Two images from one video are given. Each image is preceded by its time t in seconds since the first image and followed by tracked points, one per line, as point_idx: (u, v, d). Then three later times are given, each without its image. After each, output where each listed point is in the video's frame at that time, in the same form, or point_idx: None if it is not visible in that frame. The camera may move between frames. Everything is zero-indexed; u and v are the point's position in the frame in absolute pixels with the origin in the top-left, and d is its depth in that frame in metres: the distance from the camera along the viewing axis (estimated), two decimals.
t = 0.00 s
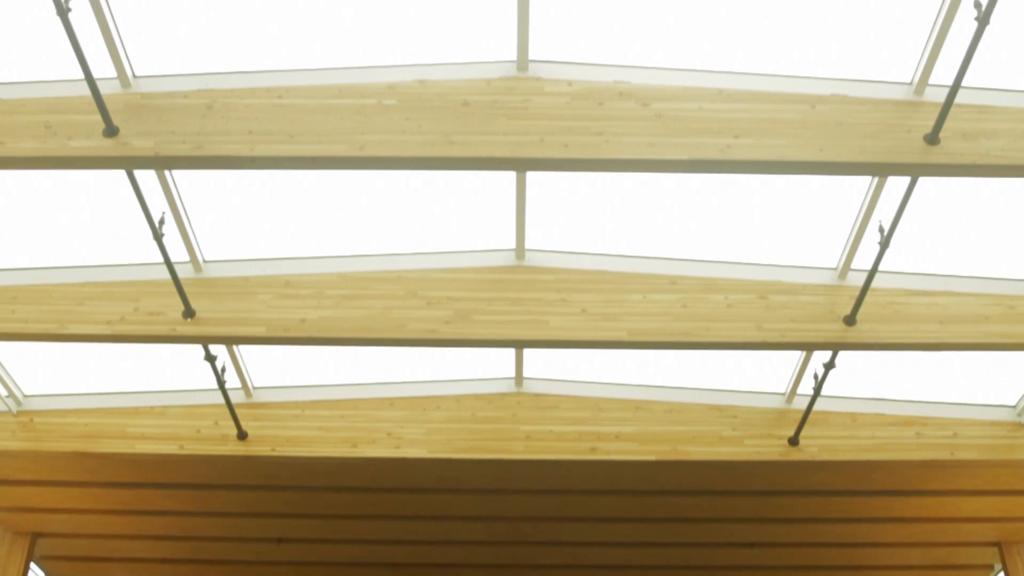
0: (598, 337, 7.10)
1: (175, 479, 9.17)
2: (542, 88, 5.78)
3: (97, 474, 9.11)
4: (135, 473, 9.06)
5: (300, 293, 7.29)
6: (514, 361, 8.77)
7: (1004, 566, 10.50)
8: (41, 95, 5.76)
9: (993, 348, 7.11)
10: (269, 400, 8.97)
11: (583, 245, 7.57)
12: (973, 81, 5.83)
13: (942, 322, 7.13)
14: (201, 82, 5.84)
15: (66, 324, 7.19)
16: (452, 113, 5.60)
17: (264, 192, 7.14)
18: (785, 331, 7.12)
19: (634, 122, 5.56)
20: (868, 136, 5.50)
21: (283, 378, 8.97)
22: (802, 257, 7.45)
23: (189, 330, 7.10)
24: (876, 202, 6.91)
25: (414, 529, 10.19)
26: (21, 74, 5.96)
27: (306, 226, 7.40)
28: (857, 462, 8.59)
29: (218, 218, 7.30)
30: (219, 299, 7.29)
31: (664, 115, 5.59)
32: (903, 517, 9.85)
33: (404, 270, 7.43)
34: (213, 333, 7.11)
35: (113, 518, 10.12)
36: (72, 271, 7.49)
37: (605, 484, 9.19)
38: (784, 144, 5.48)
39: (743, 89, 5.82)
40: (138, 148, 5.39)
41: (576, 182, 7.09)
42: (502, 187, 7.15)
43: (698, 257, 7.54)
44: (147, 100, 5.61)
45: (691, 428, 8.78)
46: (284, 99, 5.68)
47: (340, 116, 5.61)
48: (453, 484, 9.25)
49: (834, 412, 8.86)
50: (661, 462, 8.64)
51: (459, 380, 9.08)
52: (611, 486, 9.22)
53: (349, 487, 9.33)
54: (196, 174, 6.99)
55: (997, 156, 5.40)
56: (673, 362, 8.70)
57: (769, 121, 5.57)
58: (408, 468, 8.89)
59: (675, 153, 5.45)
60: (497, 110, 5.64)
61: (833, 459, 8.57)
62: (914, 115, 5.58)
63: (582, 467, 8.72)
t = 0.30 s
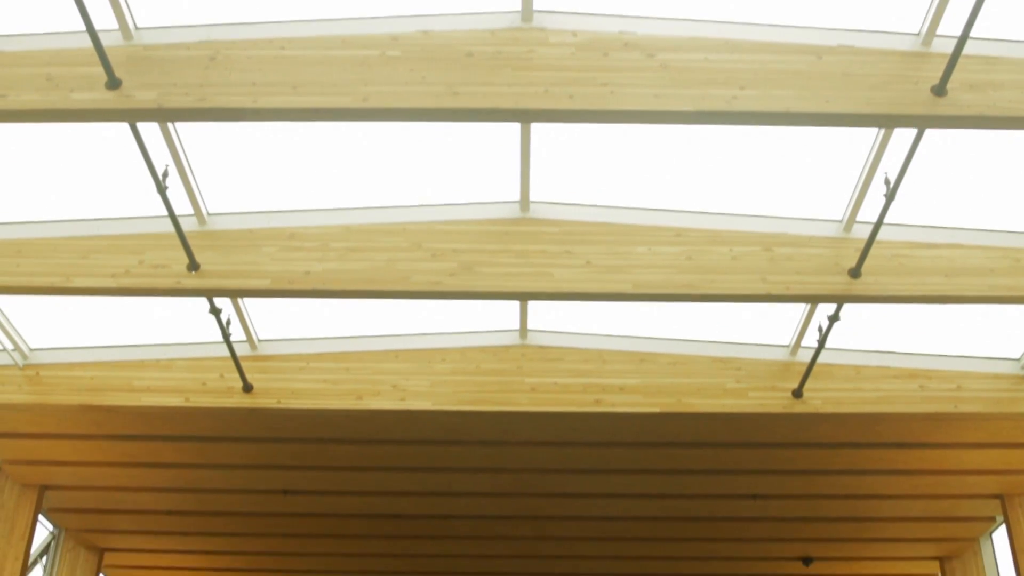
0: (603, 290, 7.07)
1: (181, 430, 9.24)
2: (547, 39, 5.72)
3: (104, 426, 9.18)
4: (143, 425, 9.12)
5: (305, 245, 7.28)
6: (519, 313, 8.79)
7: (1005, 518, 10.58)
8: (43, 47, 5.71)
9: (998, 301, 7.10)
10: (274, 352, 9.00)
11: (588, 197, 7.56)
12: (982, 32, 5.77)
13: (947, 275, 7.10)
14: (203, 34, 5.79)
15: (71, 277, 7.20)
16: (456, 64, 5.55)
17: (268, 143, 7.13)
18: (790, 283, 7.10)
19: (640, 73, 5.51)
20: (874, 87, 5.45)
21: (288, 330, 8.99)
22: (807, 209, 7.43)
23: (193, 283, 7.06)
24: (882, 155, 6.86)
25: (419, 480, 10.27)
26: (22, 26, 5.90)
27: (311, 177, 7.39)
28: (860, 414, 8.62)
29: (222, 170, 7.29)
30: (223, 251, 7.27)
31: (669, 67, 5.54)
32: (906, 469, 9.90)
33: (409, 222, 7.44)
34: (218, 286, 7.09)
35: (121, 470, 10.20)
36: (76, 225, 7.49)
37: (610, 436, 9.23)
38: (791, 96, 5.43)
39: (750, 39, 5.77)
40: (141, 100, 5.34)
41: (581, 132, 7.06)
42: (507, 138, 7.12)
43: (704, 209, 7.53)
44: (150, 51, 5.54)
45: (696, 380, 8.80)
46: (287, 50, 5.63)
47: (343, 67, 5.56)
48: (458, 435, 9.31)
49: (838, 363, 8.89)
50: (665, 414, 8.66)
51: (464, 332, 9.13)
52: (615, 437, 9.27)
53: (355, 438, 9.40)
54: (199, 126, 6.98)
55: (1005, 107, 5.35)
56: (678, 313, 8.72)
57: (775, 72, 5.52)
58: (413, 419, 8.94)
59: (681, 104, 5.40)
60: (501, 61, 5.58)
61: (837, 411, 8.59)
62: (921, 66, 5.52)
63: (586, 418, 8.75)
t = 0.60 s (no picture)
0: (603, 253, 7.04)
1: (182, 394, 9.26)
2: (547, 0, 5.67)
3: (105, 389, 9.19)
4: (143, 388, 9.14)
5: (305, 209, 7.25)
6: (519, 276, 8.80)
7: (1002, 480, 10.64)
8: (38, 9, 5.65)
9: (997, 264, 7.07)
10: (274, 316, 9.01)
11: (589, 158, 7.55)
12: None
13: (947, 238, 7.09)
14: None
15: (69, 241, 7.16)
16: (455, 24, 5.50)
17: (266, 105, 7.10)
18: (789, 246, 7.07)
19: (641, 34, 5.46)
20: (875, 49, 5.41)
21: (288, 293, 8.99)
22: (807, 171, 7.41)
23: (192, 246, 7.04)
24: (883, 117, 6.83)
25: (419, 443, 10.32)
26: None
27: (310, 139, 7.38)
28: (859, 376, 8.64)
29: (220, 132, 7.27)
30: (222, 215, 7.24)
31: (670, 28, 5.49)
32: (904, 432, 9.95)
33: (408, 184, 7.41)
34: (217, 249, 7.06)
35: (122, 433, 10.25)
36: (74, 189, 7.46)
37: (609, 399, 9.26)
38: (791, 57, 5.39)
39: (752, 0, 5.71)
40: (137, 63, 5.31)
41: (581, 94, 7.04)
42: (506, 99, 7.09)
43: (704, 171, 7.51)
44: (146, 13, 5.49)
45: (695, 342, 8.83)
46: (286, 12, 5.58)
47: (341, 28, 5.51)
48: (458, 398, 9.34)
49: (837, 326, 8.90)
50: (664, 376, 8.68)
51: (464, 295, 9.14)
52: (614, 400, 9.30)
53: (355, 401, 9.43)
54: (197, 89, 6.95)
55: (1007, 69, 5.31)
56: (677, 275, 8.74)
57: (777, 33, 5.47)
58: (413, 382, 8.96)
59: (681, 65, 5.36)
60: (501, 22, 5.53)
61: (836, 374, 8.61)
62: (923, 27, 5.47)
63: (585, 381, 8.77)
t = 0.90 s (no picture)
0: (603, 229, 7.01)
1: (182, 370, 9.26)
2: None
3: (105, 366, 9.20)
4: (143, 365, 9.15)
5: (304, 185, 7.23)
6: (518, 252, 8.81)
7: (1001, 457, 10.68)
8: None
9: (997, 241, 7.05)
10: (274, 292, 9.01)
11: (589, 133, 7.53)
12: None
13: (947, 215, 7.07)
14: None
15: (68, 218, 7.12)
16: None
17: (266, 80, 7.09)
18: (789, 223, 7.05)
19: (642, 7, 5.42)
20: (876, 24, 5.38)
21: (287, 270, 8.98)
22: (807, 147, 7.40)
23: (191, 223, 7.02)
24: (883, 93, 6.81)
25: (419, 420, 10.35)
26: None
27: (309, 114, 7.37)
28: (858, 352, 8.64)
29: (219, 108, 7.25)
30: (221, 191, 7.20)
31: (670, 2, 5.46)
32: (903, 408, 9.97)
33: (407, 160, 7.38)
34: (216, 225, 7.04)
35: (122, 410, 10.27)
36: (72, 166, 7.44)
37: (609, 375, 9.28)
38: (791, 32, 5.37)
39: None
40: (136, 38, 5.30)
41: (581, 69, 7.02)
42: (506, 75, 7.07)
43: (703, 146, 7.50)
44: None
45: (694, 319, 8.83)
46: None
47: (339, 3, 5.47)
48: (457, 375, 9.35)
49: (837, 303, 8.89)
50: (663, 352, 8.69)
51: (464, 272, 9.15)
52: (614, 376, 9.31)
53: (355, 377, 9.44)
54: (196, 64, 6.93)
55: (1009, 44, 5.28)
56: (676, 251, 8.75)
57: (778, 7, 5.44)
58: (413, 358, 8.97)
59: (680, 40, 5.33)
60: None
61: (835, 350, 8.61)
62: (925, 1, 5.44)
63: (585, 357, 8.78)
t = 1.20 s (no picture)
0: (603, 201, 6.99)
1: (182, 343, 9.28)
2: None
3: (105, 339, 9.21)
4: (143, 337, 9.16)
5: (303, 157, 7.22)
6: (518, 224, 8.80)
7: (999, 429, 10.72)
8: None
9: (998, 214, 7.04)
10: (274, 265, 9.01)
11: (589, 106, 7.53)
12: None
13: (948, 187, 7.06)
14: None
15: (67, 191, 7.11)
16: None
17: (264, 50, 7.06)
18: (790, 195, 7.03)
19: None
20: None
21: (287, 243, 8.97)
22: (808, 119, 7.38)
23: (191, 195, 7.00)
24: (884, 65, 6.79)
25: (419, 392, 10.38)
26: None
27: (309, 86, 7.36)
28: (858, 325, 8.66)
29: (218, 79, 7.24)
30: (220, 163, 7.18)
31: None
32: (902, 381, 10.00)
33: (406, 132, 7.36)
34: (216, 198, 7.02)
35: (123, 383, 10.30)
36: (71, 139, 7.42)
37: (609, 347, 9.29)
38: (792, 4, 5.34)
39: None
40: (135, 10, 5.26)
41: (580, 40, 7.01)
42: (506, 46, 7.05)
43: (703, 119, 7.49)
44: None
45: (694, 291, 8.84)
46: None
47: None
48: (458, 347, 9.37)
49: (837, 276, 8.89)
50: (663, 325, 8.70)
51: (463, 245, 9.14)
52: (613, 348, 9.32)
53: (356, 350, 9.46)
54: (194, 35, 6.91)
55: (1012, 16, 5.25)
56: (676, 223, 8.75)
57: None
58: (413, 331, 8.98)
59: (681, 12, 5.29)
60: None
61: (835, 323, 8.62)
62: None
63: (585, 330, 8.79)
